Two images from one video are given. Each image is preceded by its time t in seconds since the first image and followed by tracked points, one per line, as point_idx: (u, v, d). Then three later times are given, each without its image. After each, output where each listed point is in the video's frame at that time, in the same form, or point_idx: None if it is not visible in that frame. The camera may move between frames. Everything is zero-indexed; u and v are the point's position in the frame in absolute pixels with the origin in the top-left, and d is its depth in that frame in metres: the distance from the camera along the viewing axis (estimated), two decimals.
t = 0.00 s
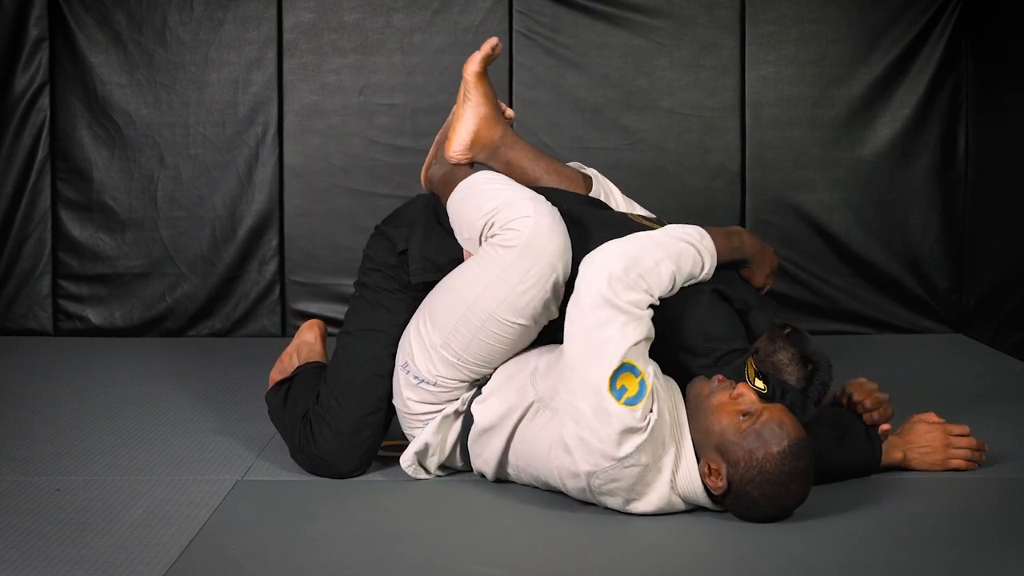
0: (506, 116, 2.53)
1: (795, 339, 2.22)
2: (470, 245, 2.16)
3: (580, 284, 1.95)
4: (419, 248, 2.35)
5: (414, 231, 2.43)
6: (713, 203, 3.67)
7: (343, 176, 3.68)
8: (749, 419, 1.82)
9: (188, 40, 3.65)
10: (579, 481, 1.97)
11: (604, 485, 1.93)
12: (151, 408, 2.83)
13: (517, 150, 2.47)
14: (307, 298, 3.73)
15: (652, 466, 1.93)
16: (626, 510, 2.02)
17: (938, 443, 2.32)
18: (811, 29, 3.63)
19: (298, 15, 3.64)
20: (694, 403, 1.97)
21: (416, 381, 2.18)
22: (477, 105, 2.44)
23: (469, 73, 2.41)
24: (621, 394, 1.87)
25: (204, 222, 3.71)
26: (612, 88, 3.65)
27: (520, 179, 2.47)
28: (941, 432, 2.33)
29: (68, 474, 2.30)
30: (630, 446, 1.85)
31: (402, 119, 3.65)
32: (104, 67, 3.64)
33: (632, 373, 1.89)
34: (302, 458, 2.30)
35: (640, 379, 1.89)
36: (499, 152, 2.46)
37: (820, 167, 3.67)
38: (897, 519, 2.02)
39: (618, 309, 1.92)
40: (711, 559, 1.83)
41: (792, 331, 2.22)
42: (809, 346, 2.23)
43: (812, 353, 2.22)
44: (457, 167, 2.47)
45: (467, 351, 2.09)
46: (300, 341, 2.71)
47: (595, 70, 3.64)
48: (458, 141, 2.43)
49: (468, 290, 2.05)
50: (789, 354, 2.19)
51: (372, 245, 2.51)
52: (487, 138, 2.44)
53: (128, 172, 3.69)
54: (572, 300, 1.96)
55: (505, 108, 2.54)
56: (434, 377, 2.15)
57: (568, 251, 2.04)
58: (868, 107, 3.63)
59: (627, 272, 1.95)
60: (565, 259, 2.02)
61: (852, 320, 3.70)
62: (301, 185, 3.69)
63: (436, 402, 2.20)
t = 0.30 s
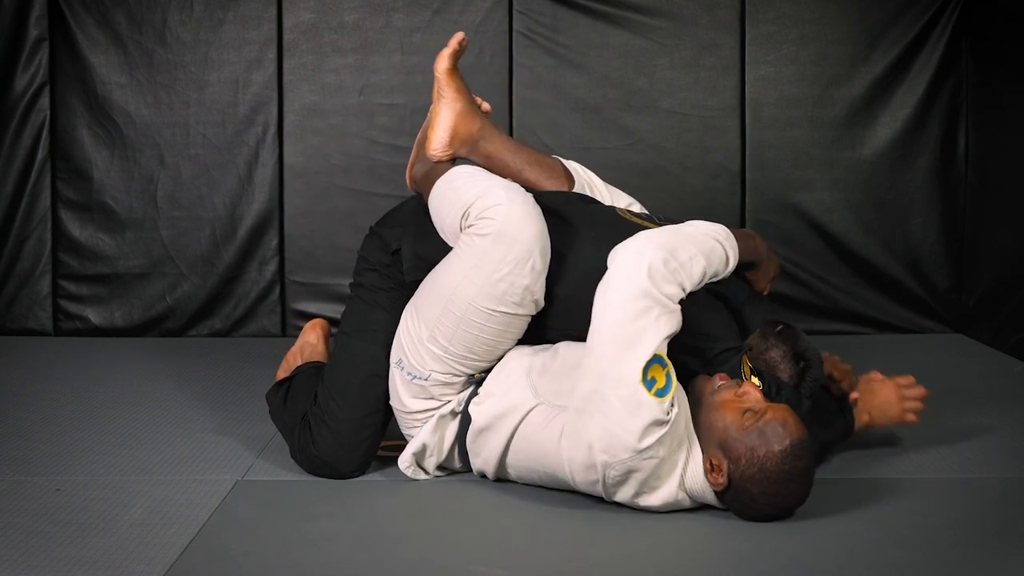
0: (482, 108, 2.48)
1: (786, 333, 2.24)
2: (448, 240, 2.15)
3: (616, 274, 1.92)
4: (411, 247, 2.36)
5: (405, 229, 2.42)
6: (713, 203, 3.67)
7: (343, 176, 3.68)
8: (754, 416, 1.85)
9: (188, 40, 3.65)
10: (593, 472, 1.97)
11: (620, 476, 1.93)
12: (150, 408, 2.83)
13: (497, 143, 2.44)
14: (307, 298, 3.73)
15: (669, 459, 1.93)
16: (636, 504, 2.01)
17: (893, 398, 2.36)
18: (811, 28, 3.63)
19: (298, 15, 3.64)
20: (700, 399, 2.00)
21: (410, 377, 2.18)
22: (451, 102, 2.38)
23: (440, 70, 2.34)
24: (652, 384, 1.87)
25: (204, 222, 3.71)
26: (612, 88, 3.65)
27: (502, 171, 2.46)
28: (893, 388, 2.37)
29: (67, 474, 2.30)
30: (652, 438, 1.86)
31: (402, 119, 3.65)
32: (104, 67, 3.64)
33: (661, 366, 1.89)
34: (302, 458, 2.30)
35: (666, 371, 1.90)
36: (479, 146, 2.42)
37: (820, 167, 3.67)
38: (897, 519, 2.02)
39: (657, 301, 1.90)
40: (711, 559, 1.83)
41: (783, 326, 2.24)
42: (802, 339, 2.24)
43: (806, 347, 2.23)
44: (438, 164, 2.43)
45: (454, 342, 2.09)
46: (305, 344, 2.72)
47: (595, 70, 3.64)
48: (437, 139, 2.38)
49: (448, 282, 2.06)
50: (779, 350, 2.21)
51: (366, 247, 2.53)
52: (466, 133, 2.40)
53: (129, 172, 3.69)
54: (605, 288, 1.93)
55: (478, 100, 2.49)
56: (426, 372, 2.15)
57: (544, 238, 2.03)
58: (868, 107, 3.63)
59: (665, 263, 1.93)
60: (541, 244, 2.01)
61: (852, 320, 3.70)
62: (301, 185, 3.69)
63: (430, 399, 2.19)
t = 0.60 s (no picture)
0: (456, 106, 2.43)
1: (770, 322, 2.17)
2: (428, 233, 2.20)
3: (628, 269, 1.93)
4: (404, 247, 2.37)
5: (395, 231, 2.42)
6: (713, 204, 3.67)
7: (343, 176, 3.68)
8: (761, 411, 1.85)
9: (188, 40, 3.65)
10: (604, 467, 1.96)
11: (632, 470, 1.92)
12: (150, 408, 2.83)
13: (474, 140, 2.40)
14: (307, 298, 3.73)
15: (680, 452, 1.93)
16: (645, 496, 2.00)
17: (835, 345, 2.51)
18: (811, 28, 3.63)
19: (298, 15, 3.64)
20: (707, 395, 2.01)
21: (403, 369, 2.19)
22: (426, 101, 2.33)
23: (411, 71, 2.30)
24: (667, 375, 1.88)
25: (204, 222, 3.71)
26: (612, 88, 3.65)
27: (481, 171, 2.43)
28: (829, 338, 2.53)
29: (67, 475, 2.30)
30: (666, 429, 1.86)
31: (402, 119, 3.65)
32: (104, 67, 3.64)
33: (672, 357, 1.91)
34: (301, 458, 2.30)
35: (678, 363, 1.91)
36: (456, 143, 2.37)
37: (820, 167, 3.67)
38: (898, 519, 2.02)
39: (670, 292, 1.92)
40: (711, 558, 1.82)
41: (768, 317, 2.17)
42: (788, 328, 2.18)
43: (793, 335, 2.16)
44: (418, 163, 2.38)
45: (440, 328, 2.10)
46: (303, 360, 2.67)
47: (595, 70, 3.64)
48: (415, 138, 2.33)
49: (428, 269, 2.09)
50: (766, 339, 2.15)
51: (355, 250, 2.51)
52: (443, 131, 2.34)
53: (129, 172, 3.69)
54: (617, 284, 1.93)
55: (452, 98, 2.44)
56: (417, 361, 2.16)
57: (517, 215, 2.07)
58: (868, 107, 3.63)
59: (678, 256, 1.96)
60: (513, 222, 2.05)
61: (852, 320, 3.70)
62: (301, 185, 3.69)
63: (426, 392, 2.19)
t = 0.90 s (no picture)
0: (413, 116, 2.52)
1: (752, 296, 2.27)
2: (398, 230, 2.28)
3: (589, 244, 1.93)
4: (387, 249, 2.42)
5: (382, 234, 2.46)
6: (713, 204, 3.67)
7: (343, 176, 3.68)
8: (761, 390, 1.85)
9: (188, 40, 3.65)
10: (600, 443, 1.94)
11: (629, 441, 1.90)
12: (150, 408, 2.83)
13: (432, 140, 2.46)
14: (307, 298, 3.73)
15: (675, 423, 1.92)
16: (647, 472, 1.97)
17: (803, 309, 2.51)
18: (811, 28, 3.64)
19: (298, 15, 3.64)
20: (707, 378, 2.01)
21: (395, 362, 2.23)
22: (379, 112, 2.44)
23: (362, 85, 2.45)
24: (648, 341, 1.88)
25: (204, 222, 3.71)
26: (612, 88, 3.65)
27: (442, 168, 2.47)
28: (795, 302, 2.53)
29: (67, 475, 2.30)
30: (657, 395, 1.86)
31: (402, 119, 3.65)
32: (104, 67, 3.64)
33: (653, 324, 1.90)
34: (300, 459, 2.30)
35: (659, 329, 1.91)
36: (415, 145, 2.44)
37: (820, 167, 3.67)
38: (897, 519, 2.02)
39: (631, 259, 1.91)
40: (710, 557, 1.82)
41: (750, 292, 2.27)
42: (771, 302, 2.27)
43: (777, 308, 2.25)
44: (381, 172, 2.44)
45: (418, 312, 2.14)
46: (302, 368, 2.66)
47: (595, 70, 3.64)
48: (375, 145, 2.42)
49: (399, 258, 2.16)
50: (748, 312, 2.22)
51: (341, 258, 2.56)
52: (400, 135, 2.43)
53: (129, 172, 3.68)
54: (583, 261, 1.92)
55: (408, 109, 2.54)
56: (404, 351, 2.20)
57: (474, 189, 2.15)
58: (868, 107, 3.63)
59: (631, 225, 1.95)
60: (468, 196, 2.12)
61: (852, 320, 3.71)
62: (301, 185, 3.69)
63: (427, 383, 2.21)
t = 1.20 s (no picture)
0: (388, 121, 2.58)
1: (719, 256, 2.13)
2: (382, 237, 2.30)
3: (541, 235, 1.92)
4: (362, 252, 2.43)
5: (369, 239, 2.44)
6: (713, 204, 3.67)
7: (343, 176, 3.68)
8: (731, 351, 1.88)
9: (188, 40, 3.65)
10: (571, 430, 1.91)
11: (602, 424, 1.87)
12: (150, 409, 2.83)
13: (409, 145, 2.53)
14: (307, 297, 3.74)
15: (646, 401, 1.90)
16: (627, 455, 1.93)
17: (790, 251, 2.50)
18: (811, 28, 3.63)
19: (298, 15, 3.64)
20: (678, 361, 2.03)
21: (387, 367, 2.24)
22: (355, 119, 2.50)
23: (336, 93, 2.50)
24: (608, 323, 1.87)
25: (203, 222, 3.71)
26: (612, 88, 3.65)
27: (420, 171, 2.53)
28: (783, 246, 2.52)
29: (68, 475, 2.30)
30: (623, 372, 1.84)
31: (402, 119, 3.65)
32: (104, 67, 3.64)
33: (612, 305, 1.89)
34: (299, 459, 2.29)
35: (619, 309, 1.90)
36: (392, 151, 2.52)
37: (820, 167, 3.67)
38: (897, 518, 2.02)
39: (585, 244, 1.90)
40: (709, 557, 1.82)
41: (714, 255, 2.13)
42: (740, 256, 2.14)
43: (747, 264, 2.14)
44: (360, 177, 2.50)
45: (410, 317, 2.17)
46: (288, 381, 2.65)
47: (595, 70, 3.64)
48: (353, 152, 2.49)
49: (386, 265, 2.18)
50: (718, 281, 2.12)
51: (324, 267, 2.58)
52: (378, 142, 2.50)
53: (129, 172, 3.68)
54: (539, 248, 1.92)
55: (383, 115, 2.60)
56: (395, 355, 2.23)
57: (457, 191, 2.18)
58: (867, 106, 3.63)
59: (582, 210, 1.94)
60: (450, 198, 2.15)
61: (852, 320, 3.71)
62: (302, 185, 3.69)
63: (418, 386, 2.24)
